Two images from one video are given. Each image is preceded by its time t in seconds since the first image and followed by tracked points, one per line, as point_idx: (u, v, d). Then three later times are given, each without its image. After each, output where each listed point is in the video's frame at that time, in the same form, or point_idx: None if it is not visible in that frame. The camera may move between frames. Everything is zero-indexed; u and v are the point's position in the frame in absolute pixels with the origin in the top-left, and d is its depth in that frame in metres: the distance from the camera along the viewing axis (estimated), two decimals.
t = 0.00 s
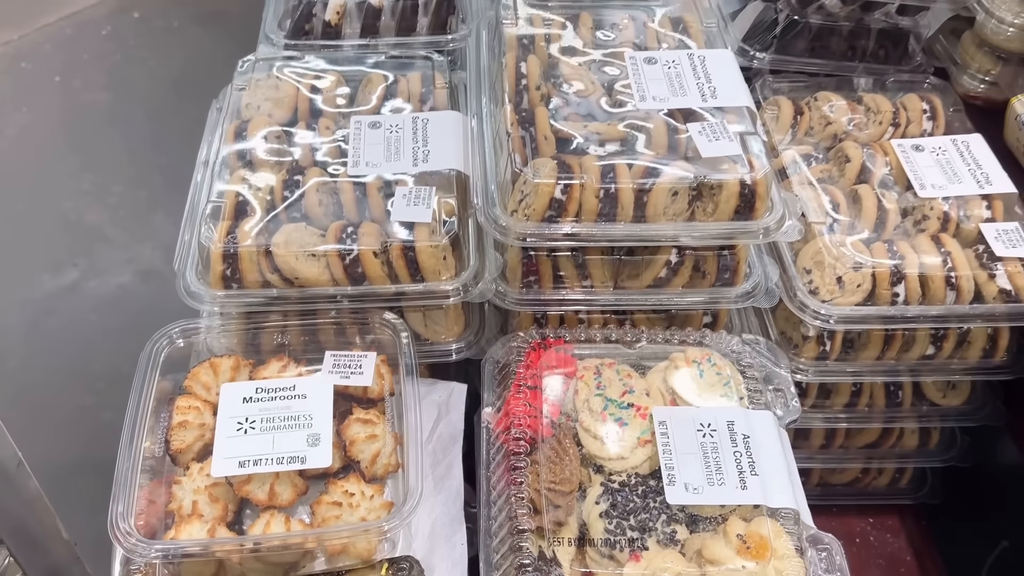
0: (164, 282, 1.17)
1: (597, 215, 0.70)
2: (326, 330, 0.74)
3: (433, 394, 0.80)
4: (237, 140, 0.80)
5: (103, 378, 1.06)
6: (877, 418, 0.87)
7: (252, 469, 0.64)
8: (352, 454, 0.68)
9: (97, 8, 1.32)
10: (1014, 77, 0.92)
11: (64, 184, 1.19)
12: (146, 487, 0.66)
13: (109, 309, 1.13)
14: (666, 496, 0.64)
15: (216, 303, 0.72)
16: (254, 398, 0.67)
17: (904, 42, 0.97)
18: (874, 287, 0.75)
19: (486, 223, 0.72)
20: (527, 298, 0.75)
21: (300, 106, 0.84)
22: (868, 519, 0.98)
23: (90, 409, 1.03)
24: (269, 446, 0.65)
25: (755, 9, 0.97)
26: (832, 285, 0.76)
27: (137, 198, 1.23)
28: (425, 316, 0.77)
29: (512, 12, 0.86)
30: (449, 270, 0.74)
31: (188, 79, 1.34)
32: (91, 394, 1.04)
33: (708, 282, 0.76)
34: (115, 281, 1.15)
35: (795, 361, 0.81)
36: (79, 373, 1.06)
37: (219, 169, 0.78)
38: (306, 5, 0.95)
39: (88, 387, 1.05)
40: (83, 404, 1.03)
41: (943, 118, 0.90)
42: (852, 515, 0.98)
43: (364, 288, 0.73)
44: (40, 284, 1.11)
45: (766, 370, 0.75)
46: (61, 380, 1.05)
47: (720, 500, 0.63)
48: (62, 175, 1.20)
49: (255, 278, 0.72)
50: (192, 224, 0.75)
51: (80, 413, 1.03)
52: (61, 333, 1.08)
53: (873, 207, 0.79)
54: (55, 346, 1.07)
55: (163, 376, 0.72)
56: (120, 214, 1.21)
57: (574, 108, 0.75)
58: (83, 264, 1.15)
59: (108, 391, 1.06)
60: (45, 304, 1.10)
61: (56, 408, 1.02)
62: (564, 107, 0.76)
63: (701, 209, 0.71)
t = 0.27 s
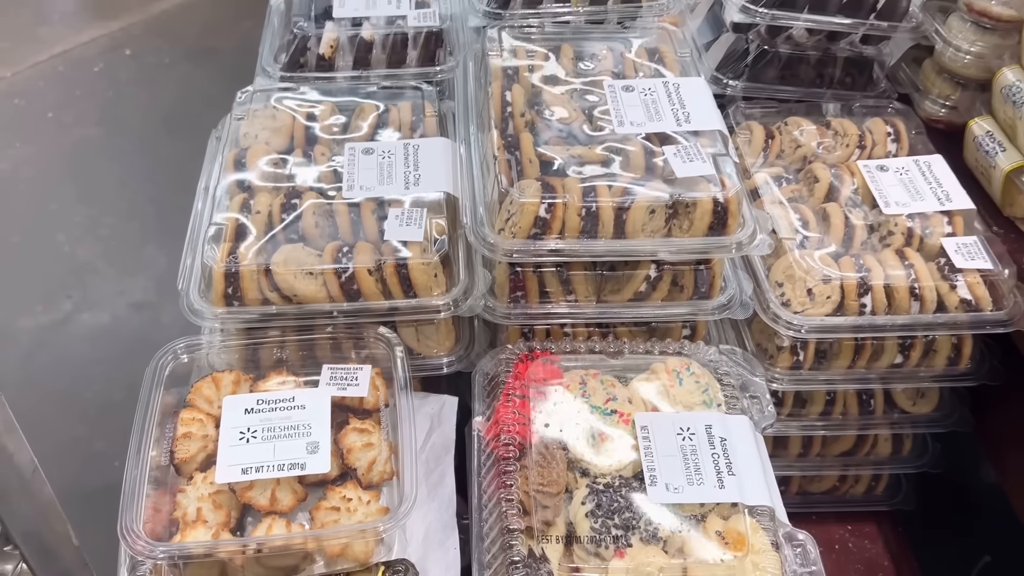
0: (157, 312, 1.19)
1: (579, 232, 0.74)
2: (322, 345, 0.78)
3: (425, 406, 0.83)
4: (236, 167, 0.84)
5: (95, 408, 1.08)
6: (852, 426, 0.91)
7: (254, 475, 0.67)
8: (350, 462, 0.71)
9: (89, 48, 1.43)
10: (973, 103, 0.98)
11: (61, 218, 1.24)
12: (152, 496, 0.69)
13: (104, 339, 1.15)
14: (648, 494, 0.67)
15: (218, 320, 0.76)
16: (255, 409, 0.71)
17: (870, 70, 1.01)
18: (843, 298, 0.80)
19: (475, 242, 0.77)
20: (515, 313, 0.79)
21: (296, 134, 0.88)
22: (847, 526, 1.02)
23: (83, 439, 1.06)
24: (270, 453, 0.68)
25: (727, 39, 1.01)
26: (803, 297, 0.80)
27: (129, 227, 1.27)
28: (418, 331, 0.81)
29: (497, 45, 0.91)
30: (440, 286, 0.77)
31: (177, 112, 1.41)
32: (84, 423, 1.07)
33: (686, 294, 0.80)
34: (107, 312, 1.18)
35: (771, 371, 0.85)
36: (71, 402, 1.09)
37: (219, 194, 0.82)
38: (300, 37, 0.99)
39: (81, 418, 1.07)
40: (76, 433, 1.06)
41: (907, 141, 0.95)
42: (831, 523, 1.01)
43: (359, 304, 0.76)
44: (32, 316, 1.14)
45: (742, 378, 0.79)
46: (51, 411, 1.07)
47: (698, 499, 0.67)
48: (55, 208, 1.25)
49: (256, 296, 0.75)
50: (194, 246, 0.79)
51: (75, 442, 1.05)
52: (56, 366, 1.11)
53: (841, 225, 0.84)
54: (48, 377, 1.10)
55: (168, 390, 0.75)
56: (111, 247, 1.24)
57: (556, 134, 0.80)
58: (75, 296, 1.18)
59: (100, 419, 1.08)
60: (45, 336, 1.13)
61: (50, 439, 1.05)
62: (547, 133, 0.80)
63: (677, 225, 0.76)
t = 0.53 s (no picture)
0: (150, 335, 1.23)
1: (564, 239, 0.78)
2: (319, 351, 0.81)
3: (419, 410, 0.87)
4: (236, 183, 0.88)
5: (89, 429, 1.12)
6: (829, 425, 0.95)
7: (256, 473, 0.70)
8: (347, 460, 0.74)
9: (83, 78, 1.47)
10: (938, 117, 1.03)
11: (54, 245, 1.28)
12: (156, 496, 0.71)
13: (98, 360, 1.19)
14: (631, 486, 0.71)
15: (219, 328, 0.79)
16: (256, 411, 0.74)
17: (840, 87, 1.07)
18: (815, 302, 0.84)
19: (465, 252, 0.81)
20: (503, 318, 0.83)
21: (292, 152, 0.92)
22: (828, 526, 1.05)
23: (79, 459, 1.09)
24: (271, 452, 0.71)
25: (703, 59, 1.06)
26: (778, 301, 0.84)
27: (122, 253, 1.31)
28: (411, 338, 0.84)
29: (484, 66, 0.96)
30: (432, 293, 0.81)
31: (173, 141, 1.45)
32: (78, 444, 1.10)
33: (667, 299, 0.84)
34: (101, 334, 1.21)
35: (749, 373, 0.88)
36: (65, 425, 1.12)
37: (219, 208, 0.85)
38: (295, 61, 1.03)
39: (76, 439, 1.11)
40: (72, 454, 1.09)
41: (876, 154, 1.00)
42: (812, 523, 1.05)
43: (355, 311, 0.80)
44: (27, 343, 1.18)
45: (721, 379, 0.83)
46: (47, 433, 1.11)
47: (680, 491, 0.70)
48: (48, 237, 1.28)
49: (256, 304, 0.79)
50: (196, 258, 0.83)
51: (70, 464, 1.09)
52: (51, 389, 1.15)
53: (812, 233, 0.88)
54: (44, 400, 1.14)
55: (171, 396, 0.78)
56: (104, 273, 1.28)
57: (541, 148, 0.84)
58: (70, 320, 1.22)
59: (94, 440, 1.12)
60: (38, 359, 1.17)
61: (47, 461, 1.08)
62: (532, 147, 0.84)
63: (657, 232, 0.80)
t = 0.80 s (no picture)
0: (142, 355, 1.25)
1: (545, 244, 0.82)
2: (311, 355, 0.84)
3: (408, 412, 0.90)
4: (229, 196, 0.91)
5: (82, 449, 1.14)
6: (804, 424, 0.98)
7: (251, 469, 0.73)
8: (339, 458, 0.76)
9: (75, 105, 1.57)
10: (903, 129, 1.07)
11: (47, 268, 1.31)
12: (154, 494, 0.74)
13: (91, 381, 1.21)
14: (610, 477, 0.74)
15: (215, 333, 0.82)
16: (251, 411, 0.77)
17: (809, 101, 1.11)
18: (786, 303, 0.87)
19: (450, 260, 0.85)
20: (488, 322, 0.86)
21: (284, 166, 0.95)
22: (808, 525, 1.08)
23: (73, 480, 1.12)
24: (265, 449, 0.74)
25: (678, 76, 1.11)
26: (751, 302, 0.87)
27: (116, 275, 1.33)
28: (400, 342, 0.88)
29: (468, 83, 1.00)
30: (420, 298, 0.84)
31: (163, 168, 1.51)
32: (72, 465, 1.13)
33: (646, 301, 0.87)
34: (95, 355, 1.23)
35: (725, 372, 0.92)
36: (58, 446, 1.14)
37: (214, 220, 0.89)
38: (286, 80, 1.07)
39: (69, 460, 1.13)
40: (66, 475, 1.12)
41: (844, 163, 1.04)
42: (792, 522, 1.08)
43: (346, 315, 0.83)
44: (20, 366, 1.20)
45: (698, 376, 0.87)
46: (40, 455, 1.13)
47: (658, 480, 0.73)
48: (40, 260, 1.31)
49: (250, 309, 0.82)
50: (193, 267, 0.86)
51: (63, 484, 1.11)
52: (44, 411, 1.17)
53: (784, 237, 0.92)
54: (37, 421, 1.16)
55: (168, 399, 0.81)
56: (95, 296, 1.30)
57: (522, 159, 0.88)
58: (62, 342, 1.24)
59: (86, 461, 1.14)
60: (27, 383, 1.18)
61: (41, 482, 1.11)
62: (515, 158, 0.88)
63: (634, 236, 0.83)
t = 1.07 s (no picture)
0: (130, 374, 1.27)
1: (524, 245, 0.85)
2: (299, 354, 0.87)
3: (393, 411, 0.93)
4: (219, 205, 0.94)
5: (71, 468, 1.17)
6: (778, 419, 1.01)
7: (242, 462, 0.75)
8: (327, 452, 0.79)
9: (64, 128, 1.61)
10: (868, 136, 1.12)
11: (36, 289, 1.34)
12: (148, 489, 0.76)
13: (80, 399, 1.23)
14: (587, 466, 0.77)
15: (206, 334, 0.85)
16: (241, 408, 0.80)
17: (779, 110, 1.16)
18: (756, 301, 0.91)
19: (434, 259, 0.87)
20: (470, 322, 0.90)
21: (271, 177, 0.98)
22: (786, 520, 1.11)
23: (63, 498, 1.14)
24: (255, 444, 0.77)
25: (652, 88, 1.15)
26: (722, 300, 0.92)
27: (104, 297, 1.36)
28: (385, 343, 0.91)
29: (449, 95, 1.04)
30: (403, 299, 0.88)
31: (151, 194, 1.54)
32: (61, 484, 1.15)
33: (621, 301, 0.91)
34: (84, 374, 1.26)
35: (699, 369, 0.95)
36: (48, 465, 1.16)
37: (204, 228, 0.92)
38: (273, 95, 1.11)
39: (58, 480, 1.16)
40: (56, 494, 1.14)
41: (812, 169, 1.08)
42: (769, 518, 1.11)
43: (332, 316, 0.86)
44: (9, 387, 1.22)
45: (672, 372, 0.90)
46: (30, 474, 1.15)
47: (633, 468, 0.77)
48: (30, 282, 1.34)
49: (240, 311, 0.85)
50: (184, 272, 0.89)
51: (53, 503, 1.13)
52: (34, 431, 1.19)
53: (753, 239, 0.96)
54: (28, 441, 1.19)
55: (162, 399, 0.84)
56: (82, 317, 1.32)
57: (502, 165, 0.91)
58: (52, 362, 1.26)
59: (75, 480, 1.16)
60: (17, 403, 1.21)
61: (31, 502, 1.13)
62: (494, 165, 0.92)
63: (608, 236, 0.87)
